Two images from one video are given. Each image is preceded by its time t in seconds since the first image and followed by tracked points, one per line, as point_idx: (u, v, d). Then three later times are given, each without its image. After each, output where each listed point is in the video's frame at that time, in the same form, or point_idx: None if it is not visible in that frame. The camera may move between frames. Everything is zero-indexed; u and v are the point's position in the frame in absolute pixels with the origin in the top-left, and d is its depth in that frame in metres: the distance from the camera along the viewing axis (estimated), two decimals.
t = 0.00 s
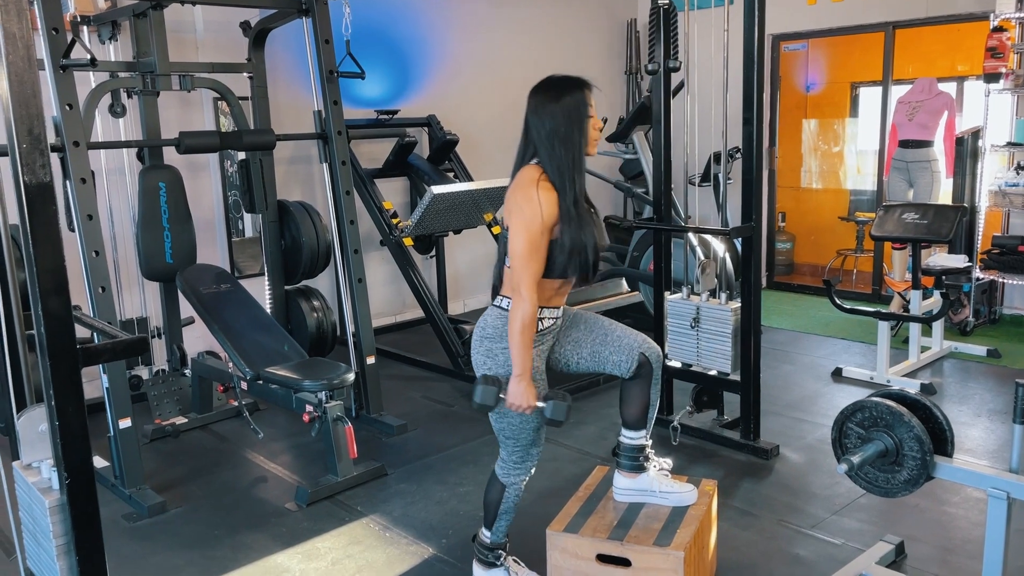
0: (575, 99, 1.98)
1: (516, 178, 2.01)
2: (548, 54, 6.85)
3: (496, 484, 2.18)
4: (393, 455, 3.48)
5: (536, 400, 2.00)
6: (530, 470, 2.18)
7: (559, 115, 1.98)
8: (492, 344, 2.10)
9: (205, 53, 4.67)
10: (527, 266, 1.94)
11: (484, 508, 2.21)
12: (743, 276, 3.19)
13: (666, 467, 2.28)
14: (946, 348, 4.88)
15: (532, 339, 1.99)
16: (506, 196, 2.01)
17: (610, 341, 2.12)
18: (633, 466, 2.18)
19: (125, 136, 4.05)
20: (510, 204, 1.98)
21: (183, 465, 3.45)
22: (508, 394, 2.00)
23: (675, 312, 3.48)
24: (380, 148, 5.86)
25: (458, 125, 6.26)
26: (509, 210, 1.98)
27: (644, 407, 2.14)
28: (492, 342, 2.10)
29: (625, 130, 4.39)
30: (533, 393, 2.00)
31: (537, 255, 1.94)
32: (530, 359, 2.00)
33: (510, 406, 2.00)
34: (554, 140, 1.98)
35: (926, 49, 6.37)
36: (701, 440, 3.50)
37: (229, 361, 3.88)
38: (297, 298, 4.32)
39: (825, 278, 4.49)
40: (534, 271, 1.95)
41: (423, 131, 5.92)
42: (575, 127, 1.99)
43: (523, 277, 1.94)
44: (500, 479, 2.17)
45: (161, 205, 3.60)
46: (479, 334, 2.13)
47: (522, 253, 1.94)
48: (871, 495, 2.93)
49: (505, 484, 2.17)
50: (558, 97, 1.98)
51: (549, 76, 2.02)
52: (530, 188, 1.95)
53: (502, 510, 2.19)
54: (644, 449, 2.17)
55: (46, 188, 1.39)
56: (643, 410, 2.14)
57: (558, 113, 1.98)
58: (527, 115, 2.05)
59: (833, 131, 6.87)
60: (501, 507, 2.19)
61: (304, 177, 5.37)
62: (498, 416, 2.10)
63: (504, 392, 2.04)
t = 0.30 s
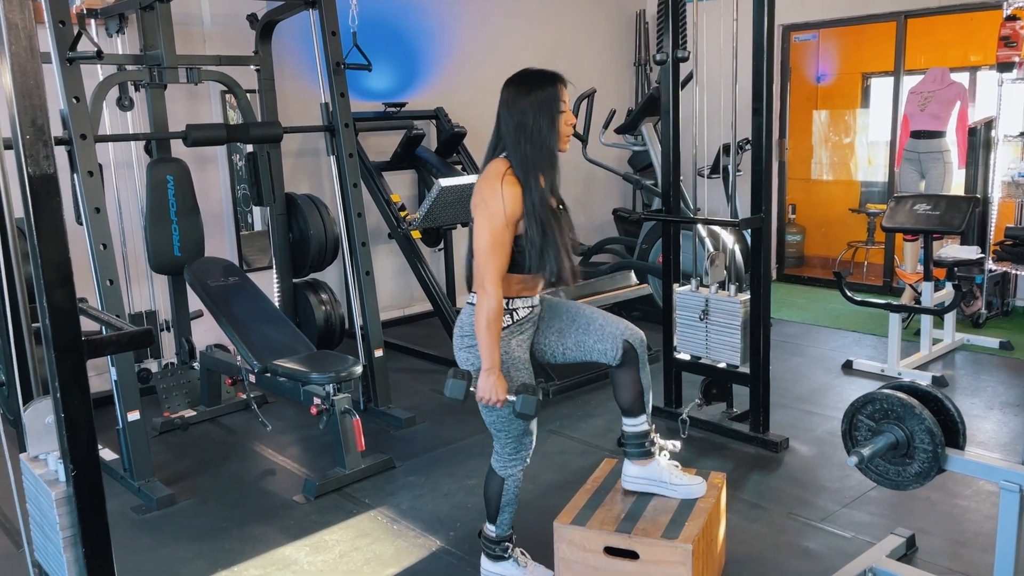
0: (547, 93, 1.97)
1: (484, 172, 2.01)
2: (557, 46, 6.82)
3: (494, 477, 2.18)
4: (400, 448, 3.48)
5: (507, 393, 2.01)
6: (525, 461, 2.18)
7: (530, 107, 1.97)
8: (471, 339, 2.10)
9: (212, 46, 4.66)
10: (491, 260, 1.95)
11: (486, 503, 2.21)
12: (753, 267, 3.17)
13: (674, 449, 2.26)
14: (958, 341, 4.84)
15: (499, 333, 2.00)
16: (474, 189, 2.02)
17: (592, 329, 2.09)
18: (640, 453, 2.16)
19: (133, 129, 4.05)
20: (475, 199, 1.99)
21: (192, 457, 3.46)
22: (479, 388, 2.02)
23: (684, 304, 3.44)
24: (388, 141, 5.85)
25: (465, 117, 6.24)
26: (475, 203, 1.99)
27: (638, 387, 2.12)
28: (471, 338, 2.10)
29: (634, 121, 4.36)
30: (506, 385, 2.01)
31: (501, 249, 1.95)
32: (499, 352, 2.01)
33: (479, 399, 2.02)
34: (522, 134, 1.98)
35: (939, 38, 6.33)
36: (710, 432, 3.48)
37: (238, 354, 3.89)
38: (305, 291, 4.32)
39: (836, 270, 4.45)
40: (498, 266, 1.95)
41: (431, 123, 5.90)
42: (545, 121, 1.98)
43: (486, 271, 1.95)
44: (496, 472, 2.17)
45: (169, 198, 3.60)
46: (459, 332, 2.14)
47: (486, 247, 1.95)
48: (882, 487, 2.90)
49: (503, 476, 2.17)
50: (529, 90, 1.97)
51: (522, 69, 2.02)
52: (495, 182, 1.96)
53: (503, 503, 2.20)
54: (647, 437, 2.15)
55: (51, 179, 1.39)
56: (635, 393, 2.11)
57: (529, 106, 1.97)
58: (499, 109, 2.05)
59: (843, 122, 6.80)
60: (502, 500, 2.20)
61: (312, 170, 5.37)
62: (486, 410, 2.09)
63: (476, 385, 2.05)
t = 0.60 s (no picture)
0: (549, 88, 1.93)
1: (477, 164, 1.99)
2: (566, 36, 6.78)
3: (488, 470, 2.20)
4: (408, 440, 3.48)
5: (501, 388, 2.04)
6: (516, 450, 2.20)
7: (531, 101, 1.93)
8: (452, 330, 2.13)
9: (220, 37, 4.66)
10: (482, 255, 1.94)
11: (482, 496, 2.23)
12: (763, 258, 3.15)
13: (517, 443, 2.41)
14: (971, 332, 4.80)
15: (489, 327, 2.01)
16: (467, 180, 2.00)
17: (565, 352, 2.15)
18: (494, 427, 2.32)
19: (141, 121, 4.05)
20: (468, 190, 1.98)
21: (201, 449, 3.47)
22: (473, 384, 2.04)
23: (693, 296, 3.43)
24: (396, 133, 5.84)
25: (472, 108, 6.22)
26: (469, 196, 1.98)
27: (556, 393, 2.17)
28: (452, 328, 2.13)
29: (643, 111, 4.33)
30: (498, 381, 2.03)
31: (492, 245, 1.94)
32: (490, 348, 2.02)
33: (474, 395, 2.04)
34: (521, 129, 1.95)
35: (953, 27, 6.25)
36: (720, 425, 3.47)
37: (246, 345, 3.90)
38: (313, 283, 4.32)
39: (846, 261, 4.40)
40: (488, 262, 1.95)
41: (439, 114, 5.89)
42: (546, 117, 1.94)
43: (476, 267, 1.94)
44: (487, 465, 2.19)
45: (178, 190, 3.60)
46: (439, 321, 2.16)
47: (478, 242, 1.94)
48: (892, 479, 2.88)
49: (495, 468, 2.19)
50: (531, 83, 1.93)
51: (525, 60, 1.98)
52: (489, 176, 1.94)
53: (497, 495, 2.22)
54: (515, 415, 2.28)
55: (56, 169, 1.38)
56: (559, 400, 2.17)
57: (530, 101, 1.94)
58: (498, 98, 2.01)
59: (855, 112, 6.74)
60: (496, 493, 2.22)
61: (320, 162, 5.36)
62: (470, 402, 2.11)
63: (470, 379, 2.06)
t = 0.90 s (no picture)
0: (567, 118, 1.94)
1: (485, 184, 2.01)
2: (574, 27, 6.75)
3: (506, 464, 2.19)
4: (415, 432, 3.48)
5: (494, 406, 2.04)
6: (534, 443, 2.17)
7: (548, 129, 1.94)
8: (442, 331, 2.19)
9: (227, 28, 4.65)
10: (479, 276, 1.96)
11: (498, 489, 2.23)
12: (772, 250, 3.12)
13: (401, 469, 2.55)
14: (982, 324, 4.76)
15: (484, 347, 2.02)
16: (473, 199, 2.01)
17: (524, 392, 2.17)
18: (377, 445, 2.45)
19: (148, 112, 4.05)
20: (472, 209, 1.99)
21: (210, 440, 3.48)
22: (466, 403, 2.05)
23: (702, 288, 3.42)
24: (404, 124, 5.83)
25: (480, 100, 6.20)
26: (472, 215, 1.99)
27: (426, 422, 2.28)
28: (442, 329, 2.19)
29: (651, 102, 4.31)
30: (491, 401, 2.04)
31: (490, 268, 1.96)
32: (483, 367, 2.03)
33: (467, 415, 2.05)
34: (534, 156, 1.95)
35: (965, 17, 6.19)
36: (728, 417, 3.45)
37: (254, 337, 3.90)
38: (321, 275, 4.31)
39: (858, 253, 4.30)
40: (484, 284, 1.96)
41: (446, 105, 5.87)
42: (561, 148, 1.95)
43: (472, 287, 1.97)
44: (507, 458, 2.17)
45: (185, 181, 3.60)
46: (432, 321, 2.23)
47: (476, 263, 1.96)
48: (903, 472, 2.86)
49: (513, 461, 2.17)
50: (550, 111, 1.93)
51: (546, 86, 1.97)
52: (493, 199, 1.95)
53: (512, 486, 2.21)
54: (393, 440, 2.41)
55: (63, 160, 1.37)
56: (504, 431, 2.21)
57: (546, 128, 1.94)
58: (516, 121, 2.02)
59: (865, 102, 6.68)
60: (513, 485, 2.21)
61: (328, 154, 5.36)
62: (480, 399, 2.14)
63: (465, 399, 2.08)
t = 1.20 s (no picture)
0: (557, 184, 2.01)
1: (475, 245, 2.07)
2: (581, 19, 6.72)
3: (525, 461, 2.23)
4: (422, 424, 3.48)
5: (493, 456, 2.09)
6: (553, 443, 2.21)
7: (540, 194, 2.01)
8: (422, 376, 2.30)
9: (233, 19, 4.64)
10: (473, 333, 2.01)
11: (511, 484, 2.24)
12: (780, 242, 3.11)
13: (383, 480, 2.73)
14: (991, 317, 4.73)
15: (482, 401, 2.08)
16: (462, 259, 2.08)
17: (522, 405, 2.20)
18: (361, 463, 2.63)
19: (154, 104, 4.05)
20: (462, 269, 2.05)
21: (216, 432, 3.49)
22: (468, 456, 2.10)
23: (709, 281, 3.40)
24: (409, 117, 5.81)
25: (486, 92, 6.18)
26: (462, 274, 2.05)
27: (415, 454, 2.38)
28: (422, 375, 2.29)
29: (659, 93, 4.29)
30: (490, 452, 2.09)
31: (483, 324, 2.01)
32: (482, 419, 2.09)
33: (469, 468, 2.10)
34: (527, 219, 2.02)
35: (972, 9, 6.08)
36: (735, 410, 3.44)
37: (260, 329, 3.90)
38: (327, 267, 4.31)
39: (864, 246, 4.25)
40: (479, 340, 2.02)
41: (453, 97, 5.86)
42: (553, 213, 2.02)
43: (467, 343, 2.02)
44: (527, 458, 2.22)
45: (192, 173, 3.59)
46: (413, 374, 2.33)
47: (470, 320, 2.01)
48: (911, 466, 2.85)
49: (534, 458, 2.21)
50: (541, 178, 2.01)
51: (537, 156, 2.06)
52: (484, 258, 2.01)
53: (528, 480, 2.22)
54: (376, 464, 2.53)
55: (68, 150, 1.36)
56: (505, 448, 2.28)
57: (539, 193, 2.01)
58: (508, 185, 2.10)
59: (874, 94, 6.59)
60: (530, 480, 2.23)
61: (334, 146, 5.35)
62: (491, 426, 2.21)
63: (466, 451, 2.14)
